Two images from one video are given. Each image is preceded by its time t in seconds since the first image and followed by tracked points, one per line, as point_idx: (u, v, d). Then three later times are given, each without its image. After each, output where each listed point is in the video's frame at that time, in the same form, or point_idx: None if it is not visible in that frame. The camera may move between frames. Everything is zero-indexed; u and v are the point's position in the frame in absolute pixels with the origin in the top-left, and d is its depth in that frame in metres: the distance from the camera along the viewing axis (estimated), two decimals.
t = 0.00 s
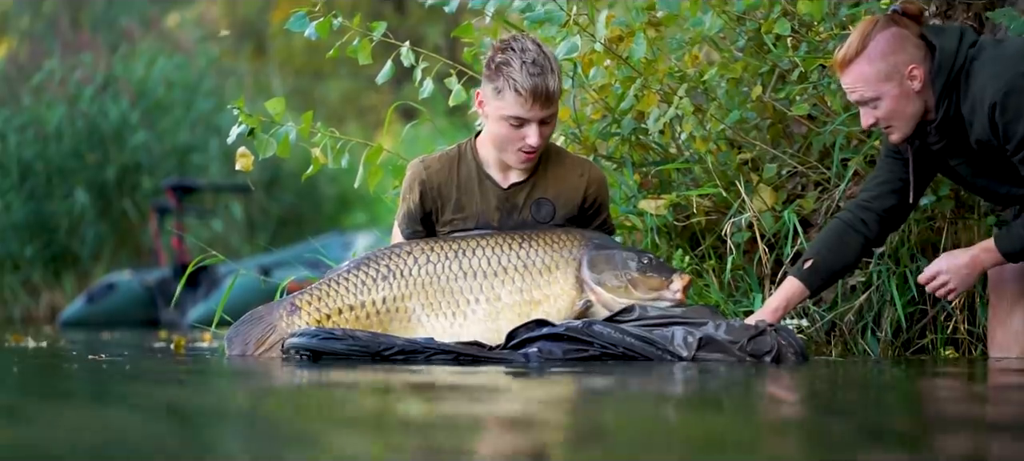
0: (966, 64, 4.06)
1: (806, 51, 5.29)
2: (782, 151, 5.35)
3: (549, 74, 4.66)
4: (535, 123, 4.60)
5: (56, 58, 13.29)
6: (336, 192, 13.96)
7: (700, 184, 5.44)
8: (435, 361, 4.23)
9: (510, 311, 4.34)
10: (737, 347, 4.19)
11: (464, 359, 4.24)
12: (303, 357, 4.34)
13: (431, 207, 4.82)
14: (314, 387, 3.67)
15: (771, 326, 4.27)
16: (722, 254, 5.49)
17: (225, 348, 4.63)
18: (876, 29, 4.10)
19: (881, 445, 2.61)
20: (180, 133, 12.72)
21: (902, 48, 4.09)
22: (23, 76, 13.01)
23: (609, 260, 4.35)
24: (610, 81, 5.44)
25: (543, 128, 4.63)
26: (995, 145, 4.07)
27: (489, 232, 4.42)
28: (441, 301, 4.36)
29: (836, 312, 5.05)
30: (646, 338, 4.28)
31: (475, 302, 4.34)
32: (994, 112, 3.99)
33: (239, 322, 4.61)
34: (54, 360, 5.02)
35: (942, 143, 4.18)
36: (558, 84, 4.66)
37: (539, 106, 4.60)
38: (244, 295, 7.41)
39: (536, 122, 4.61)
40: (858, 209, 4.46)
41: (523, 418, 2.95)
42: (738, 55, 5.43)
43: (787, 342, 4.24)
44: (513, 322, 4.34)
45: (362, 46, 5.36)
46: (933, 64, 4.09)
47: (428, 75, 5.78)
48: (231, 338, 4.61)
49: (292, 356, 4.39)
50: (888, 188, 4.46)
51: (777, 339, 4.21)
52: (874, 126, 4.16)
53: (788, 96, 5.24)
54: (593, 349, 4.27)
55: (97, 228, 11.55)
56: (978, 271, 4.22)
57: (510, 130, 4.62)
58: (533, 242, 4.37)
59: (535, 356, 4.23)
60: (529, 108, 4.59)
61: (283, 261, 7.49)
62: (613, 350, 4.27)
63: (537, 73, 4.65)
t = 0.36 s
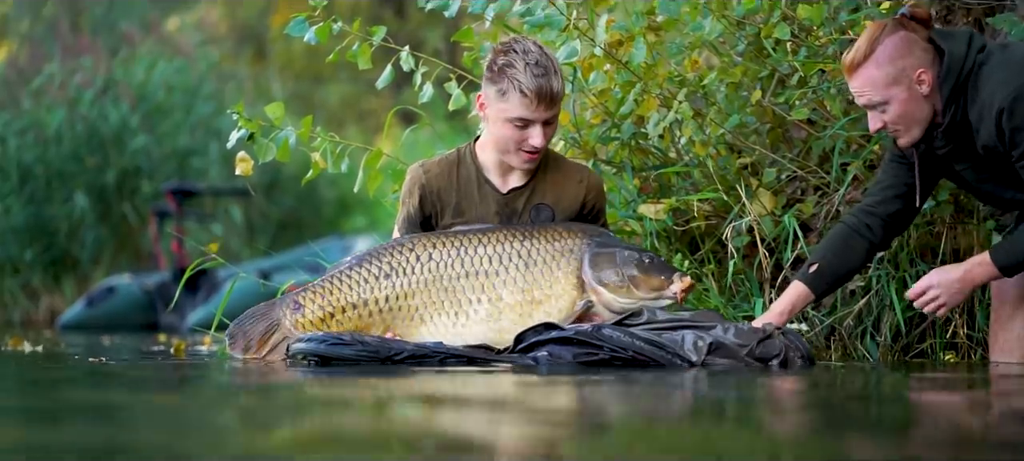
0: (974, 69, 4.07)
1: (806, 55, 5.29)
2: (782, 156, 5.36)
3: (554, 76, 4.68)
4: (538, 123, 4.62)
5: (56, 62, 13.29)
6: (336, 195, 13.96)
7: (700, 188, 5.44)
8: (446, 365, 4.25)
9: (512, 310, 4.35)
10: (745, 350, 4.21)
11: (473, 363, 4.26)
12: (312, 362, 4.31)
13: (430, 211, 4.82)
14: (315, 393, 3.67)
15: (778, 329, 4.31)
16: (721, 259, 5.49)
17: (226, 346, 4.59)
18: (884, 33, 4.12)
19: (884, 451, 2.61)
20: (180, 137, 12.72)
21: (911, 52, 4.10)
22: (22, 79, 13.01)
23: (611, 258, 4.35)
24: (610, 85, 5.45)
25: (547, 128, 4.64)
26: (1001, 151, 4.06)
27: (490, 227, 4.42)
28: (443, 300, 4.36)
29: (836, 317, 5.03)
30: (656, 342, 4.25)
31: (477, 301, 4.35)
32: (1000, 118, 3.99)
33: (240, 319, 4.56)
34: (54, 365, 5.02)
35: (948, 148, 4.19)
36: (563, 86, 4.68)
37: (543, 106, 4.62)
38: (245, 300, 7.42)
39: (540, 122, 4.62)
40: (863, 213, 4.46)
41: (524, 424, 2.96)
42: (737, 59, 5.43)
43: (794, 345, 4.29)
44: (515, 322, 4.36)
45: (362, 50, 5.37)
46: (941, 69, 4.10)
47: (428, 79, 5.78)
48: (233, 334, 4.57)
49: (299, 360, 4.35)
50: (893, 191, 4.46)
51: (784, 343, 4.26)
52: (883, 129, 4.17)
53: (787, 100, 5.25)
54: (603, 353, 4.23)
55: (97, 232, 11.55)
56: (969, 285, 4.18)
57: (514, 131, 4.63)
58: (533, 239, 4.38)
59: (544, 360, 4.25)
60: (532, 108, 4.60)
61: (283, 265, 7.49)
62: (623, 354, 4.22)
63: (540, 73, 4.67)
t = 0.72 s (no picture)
0: (982, 75, 4.07)
1: (804, 57, 5.29)
2: (780, 158, 5.34)
3: (551, 80, 4.67)
4: (529, 124, 4.60)
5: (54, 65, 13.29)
6: (334, 197, 13.96)
7: (698, 190, 5.45)
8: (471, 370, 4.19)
9: (515, 305, 4.33)
10: (769, 350, 4.24)
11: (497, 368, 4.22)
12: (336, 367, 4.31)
13: (431, 212, 4.81)
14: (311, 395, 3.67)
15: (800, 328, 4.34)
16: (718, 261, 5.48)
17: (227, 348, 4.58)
18: (893, 34, 4.11)
19: (877, 453, 2.61)
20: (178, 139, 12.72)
21: (919, 54, 4.10)
22: (21, 81, 13.01)
23: (610, 251, 4.33)
24: (607, 87, 5.46)
25: (536, 129, 4.61)
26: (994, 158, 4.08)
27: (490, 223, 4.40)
28: (446, 296, 4.34)
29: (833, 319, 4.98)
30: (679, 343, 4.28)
31: (480, 296, 4.33)
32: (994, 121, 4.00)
33: (241, 320, 4.56)
34: (52, 367, 5.01)
35: (950, 153, 4.20)
36: (559, 91, 4.66)
37: (534, 107, 4.59)
38: (243, 301, 7.41)
39: (528, 122, 4.60)
40: (872, 217, 4.47)
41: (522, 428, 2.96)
42: (735, 61, 5.45)
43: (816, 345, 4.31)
44: (518, 316, 4.34)
45: (359, 52, 5.36)
46: (949, 73, 4.10)
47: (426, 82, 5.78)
48: (235, 335, 4.56)
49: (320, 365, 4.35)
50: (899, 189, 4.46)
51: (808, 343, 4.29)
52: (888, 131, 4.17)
53: (785, 102, 5.27)
54: (628, 356, 4.26)
55: (95, 234, 11.55)
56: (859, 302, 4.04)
57: (507, 130, 4.64)
58: (534, 234, 4.36)
59: (568, 363, 4.24)
60: (524, 108, 4.59)
61: (281, 267, 7.49)
62: (648, 356, 4.25)
63: (533, 74, 4.66)
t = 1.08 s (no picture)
0: (985, 69, 4.10)
1: (802, 58, 5.30)
2: (777, 160, 5.36)
3: (539, 79, 4.67)
4: (514, 121, 4.62)
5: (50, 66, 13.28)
6: (330, 199, 13.95)
7: (695, 192, 5.42)
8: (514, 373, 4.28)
9: (521, 303, 4.33)
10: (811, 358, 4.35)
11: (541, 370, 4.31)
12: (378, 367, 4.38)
13: (432, 212, 4.81)
14: (312, 398, 3.68)
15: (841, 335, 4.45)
16: (714, 262, 5.49)
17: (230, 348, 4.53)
18: (898, 23, 4.12)
19: (877, 455, 2.62)
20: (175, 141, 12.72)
21: (923, 44, 4.12)
22: (17, 83, 13.02)
23: (616, 252, 4.32)
24: (604, 89, 5.43)
25: (521, 126, 4.63)
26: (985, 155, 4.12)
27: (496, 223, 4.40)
28: (453, 295, 4.34)
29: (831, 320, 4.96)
30: (723, 349, 4.40)
31: (487, 294, 4.33)
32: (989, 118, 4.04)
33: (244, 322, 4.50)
34: (50, 369, 5.02)
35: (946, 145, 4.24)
36: (548, 89, 4.65)
37: (517, 103, 4.60)
38: (240, 302, 7.41)
39: (513, 119, 4.62)
40: (890, 220, 4.54)
41: (522, 431, 2.97)
42: (731, 63, 5.48)
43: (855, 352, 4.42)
44: (523, 315, 4.33)
45: (356, 55, 5.36)
46: (952, 66, 4.13)
47: (424, 83, 5.78)
48: (238, 338, 4.50)
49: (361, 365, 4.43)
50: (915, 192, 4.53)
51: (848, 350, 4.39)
52: (889, 119, 4.19)
53: (782, 104, 5.27)
54: (671, 360, 4.40)
55: (92, 236, 11.54)
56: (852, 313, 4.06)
57: (494, 127, 4.66)
58: (541, 234, 4.35)
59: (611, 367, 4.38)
60: (508, 104, 4.61)
61: (278, 269, 7.49)
62: (691, 362, 4.38)
63: (520, 71, 4.67)
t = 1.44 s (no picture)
0: (997, 51, 4.10)
1: (799, 58, 5.30)
2: (775, 159, 5.35)
3: (533, 73, 4.67)
4: (508, 115, 4.62)
5: (49, 64, 13.28)
6: (329, 198, 13.95)
7: (692, 191, 5.46)
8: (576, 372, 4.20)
9: (525, 292, 4.34)
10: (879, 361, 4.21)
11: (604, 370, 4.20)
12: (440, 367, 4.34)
13: (434, 207, 4.83)
14: (309, 397, 3.68)
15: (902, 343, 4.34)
16: (712, 260, 5.52)
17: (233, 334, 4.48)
18: (907, 5, 4.14)
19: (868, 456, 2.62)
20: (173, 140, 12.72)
21: (933, 26, 4.13)
22: (16, 83, 13.02)
23: (620, 241, 4.34)
24: (603, 87, 5.45)
25: (515, 120, 4.63)
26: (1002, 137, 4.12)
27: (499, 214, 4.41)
28: (456, 285, 4.34)
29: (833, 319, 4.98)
30: (786, 351, 4.26)
31: (491, 283, 4.34)
32: (1004, 99, 4.05)
33: (250, 309, 4.46)
34: (48, 366, 5.02)
35: (960, 128, 4.24)
36: (541, 83, 4.66)
37: (510, 96, 4.61)
38: (238, 301, 7.42)
39: (507, 112, 4.62)
40: (914, 212, 4.55)
41: (516, 429, 2.97)
42: (730, 61, 5.45)
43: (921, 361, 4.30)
44: (528, 302, 4.35)
45: (354, 52, 5.36)
46: (963, 47, 4.14)
47: (422, 80, 5.78)
48: (242, 324, 4.46)
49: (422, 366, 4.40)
50: (932, 181, 4.51)
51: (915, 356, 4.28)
52: (900, 101, 4.21)
53: (780, 103, 5.26)
54: (734, 361, 4.23)
55: (90, 234, 11.54)
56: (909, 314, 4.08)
57: (489, 120, 4.67)
58: (545, 223, 4.37)
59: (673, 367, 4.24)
60: (501, 97, 4.62)
61: (276, 267, 7.49)
62: (755, 362, 4.22)
63: (514, 65, 4.68)
